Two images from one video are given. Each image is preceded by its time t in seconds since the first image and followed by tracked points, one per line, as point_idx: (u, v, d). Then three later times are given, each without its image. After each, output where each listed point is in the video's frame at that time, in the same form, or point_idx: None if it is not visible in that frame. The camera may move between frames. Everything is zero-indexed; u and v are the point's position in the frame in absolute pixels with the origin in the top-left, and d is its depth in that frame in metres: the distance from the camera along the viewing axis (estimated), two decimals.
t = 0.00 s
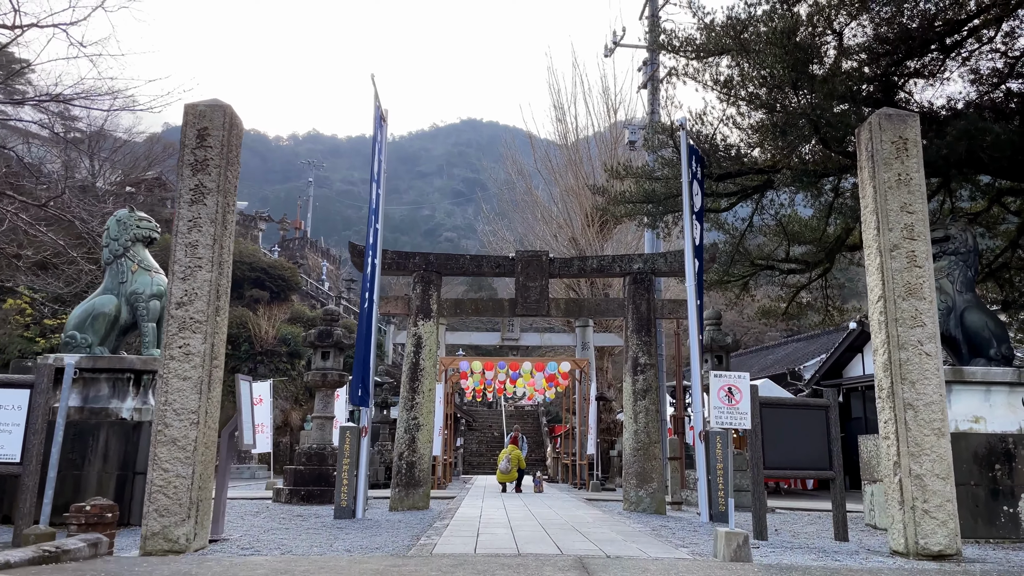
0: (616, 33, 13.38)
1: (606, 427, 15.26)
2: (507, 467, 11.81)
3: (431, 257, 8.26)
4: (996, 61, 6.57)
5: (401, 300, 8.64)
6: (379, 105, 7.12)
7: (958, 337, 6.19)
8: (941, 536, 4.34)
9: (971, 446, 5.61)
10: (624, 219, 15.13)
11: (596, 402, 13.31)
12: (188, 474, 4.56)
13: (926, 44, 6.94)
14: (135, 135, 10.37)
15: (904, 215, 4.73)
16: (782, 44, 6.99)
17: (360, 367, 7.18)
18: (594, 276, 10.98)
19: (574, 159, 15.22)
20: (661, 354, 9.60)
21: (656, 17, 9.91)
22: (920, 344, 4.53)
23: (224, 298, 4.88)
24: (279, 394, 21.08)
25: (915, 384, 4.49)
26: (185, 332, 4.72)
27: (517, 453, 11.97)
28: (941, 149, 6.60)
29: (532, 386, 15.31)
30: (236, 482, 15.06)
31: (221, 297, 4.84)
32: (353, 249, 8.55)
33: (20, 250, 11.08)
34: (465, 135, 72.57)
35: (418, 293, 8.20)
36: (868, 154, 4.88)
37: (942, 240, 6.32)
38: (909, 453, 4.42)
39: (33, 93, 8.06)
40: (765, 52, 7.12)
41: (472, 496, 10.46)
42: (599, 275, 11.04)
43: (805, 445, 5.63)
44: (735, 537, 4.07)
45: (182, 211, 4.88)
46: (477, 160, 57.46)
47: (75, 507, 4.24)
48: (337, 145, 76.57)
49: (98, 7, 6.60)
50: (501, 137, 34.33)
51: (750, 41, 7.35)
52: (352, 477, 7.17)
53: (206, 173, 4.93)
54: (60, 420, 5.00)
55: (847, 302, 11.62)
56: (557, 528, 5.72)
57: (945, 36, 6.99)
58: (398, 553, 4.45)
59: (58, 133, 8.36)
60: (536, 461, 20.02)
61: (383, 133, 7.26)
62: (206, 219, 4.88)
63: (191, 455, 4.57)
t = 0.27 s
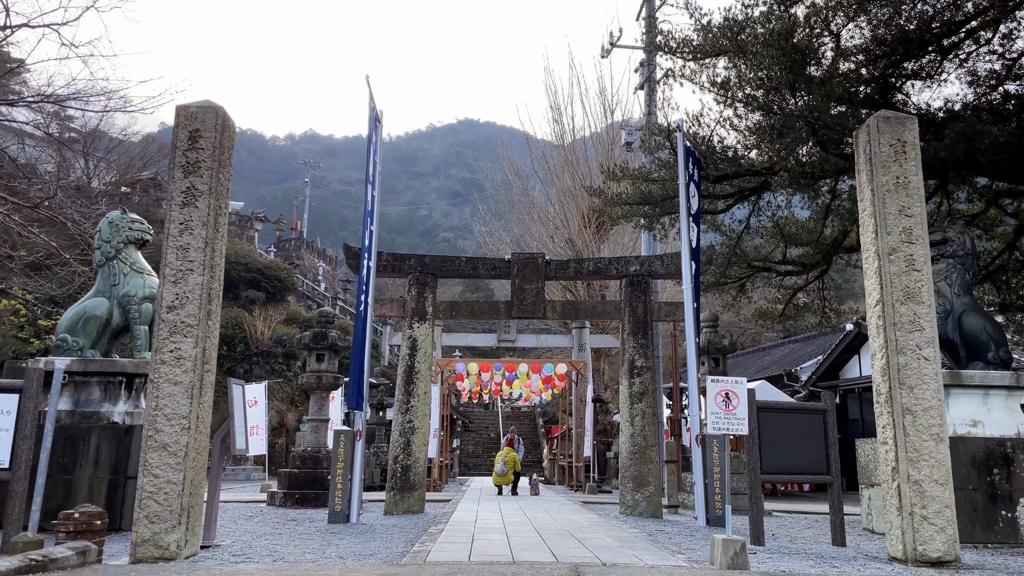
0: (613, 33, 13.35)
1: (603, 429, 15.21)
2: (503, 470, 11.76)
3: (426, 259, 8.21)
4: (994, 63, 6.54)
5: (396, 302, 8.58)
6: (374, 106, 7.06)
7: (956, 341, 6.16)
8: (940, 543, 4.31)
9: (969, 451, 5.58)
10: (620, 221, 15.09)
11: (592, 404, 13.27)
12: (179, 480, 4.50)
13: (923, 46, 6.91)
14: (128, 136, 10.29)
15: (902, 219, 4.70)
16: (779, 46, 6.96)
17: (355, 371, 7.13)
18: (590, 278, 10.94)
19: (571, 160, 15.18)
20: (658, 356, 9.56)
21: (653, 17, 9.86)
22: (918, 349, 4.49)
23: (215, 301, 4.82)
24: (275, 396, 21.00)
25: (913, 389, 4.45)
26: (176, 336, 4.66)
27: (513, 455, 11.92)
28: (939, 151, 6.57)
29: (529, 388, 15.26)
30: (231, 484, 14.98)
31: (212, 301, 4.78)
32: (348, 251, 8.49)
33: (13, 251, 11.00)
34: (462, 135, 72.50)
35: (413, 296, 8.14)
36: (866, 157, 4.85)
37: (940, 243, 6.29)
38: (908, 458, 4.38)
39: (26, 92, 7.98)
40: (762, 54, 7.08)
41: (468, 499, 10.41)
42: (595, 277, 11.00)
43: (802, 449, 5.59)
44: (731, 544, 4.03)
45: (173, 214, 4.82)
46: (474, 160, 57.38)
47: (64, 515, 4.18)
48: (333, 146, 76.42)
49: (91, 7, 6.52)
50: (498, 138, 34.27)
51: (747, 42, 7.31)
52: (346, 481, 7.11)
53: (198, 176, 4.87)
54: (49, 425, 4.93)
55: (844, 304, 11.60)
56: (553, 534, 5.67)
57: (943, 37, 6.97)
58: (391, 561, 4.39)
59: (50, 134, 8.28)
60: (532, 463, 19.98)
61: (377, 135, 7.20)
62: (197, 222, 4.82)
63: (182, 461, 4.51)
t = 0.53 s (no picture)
0: (611, 35, 13.35)
1: (600, 431, 15.20)
2: (500, 472, 11.75)
3: (424, 261, 8.19)
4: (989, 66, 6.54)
5: (394, 304, 8.56)
6: (371, 107, 7.04)
7: (953, 344, 6.17)
8: (938, 547, 4.30)
9: (966, 454, 5.58)
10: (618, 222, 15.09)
11: (590, 406, 13.26)
12: (174, 483, 4.47)
13: (921, 48, 6.91)
14: (126, 136, 10.24)
15: (900, 223, 4.69)
16: (777, 49, 6.95)
17: (352, 373, 7.11)
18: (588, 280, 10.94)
19: (568, 162, 15.19)
20: (655, 358, 9.55)
21: (651, 19, 9.86)
22: (916, 353, 4.49)
23: (211, 304, 4.79)
24: (272, 397, 20.94)
25: (911, 392, 4.45)
26: (172, 339, 4.63)
27: (510, 457, 11.91)
28: (937, 154, 6.58)
29: (526, 390, 15.25)
30: (227, 486, 14.93)
31: (209, 304, 4.76)
32: (346, 253, 8.47)
33: (9, 252, 10.94)
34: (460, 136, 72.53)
35: (410, 298, 8.12)
36: (864, 160, 4.84)
37: (938, 246, 6.30)
38: (905, 462, 4.37)
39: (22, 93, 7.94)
40: (760, 56, 7.08)
41: (465, 501, 10.39)
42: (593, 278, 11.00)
43: (800, 452, 5.59)
44: (729, 549, 4.02)
45: (169, 216, 4.80)
46: (471, 161, 57.38)
47: (58, 519, 4.16)
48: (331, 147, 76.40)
49: (88, 9, 6.49)
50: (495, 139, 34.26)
51: (745, 45, 7.31)
52: (342, 484, 7.09)
53: (194, 178, 4.85)
54: (45, 428, 4.91)
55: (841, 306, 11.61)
56: (550, 537, 5.66)
57: (941, 40, 6.97)
58: (387, 565, 4.37)
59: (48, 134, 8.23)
60: (529, 465, 19.96)
61: (375, 137, 7.19)
62: (194, 224, 4.80)
63: (178, 464, 4.49)
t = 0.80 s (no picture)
0: (608, 39, 13.36)
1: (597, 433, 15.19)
2: (497, 475, 11.74)
3: (421, 265, 8.19)
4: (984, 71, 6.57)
5: (391, 307, 8.55)
6: (369, 111, 7.04)
7: (949, 349, 6.18)
8: (934, 552, 4.32)
9: (962, 459, 5.60)
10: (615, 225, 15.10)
11: (587, 409, 13.26)
12: (171, 489, 4.46)
13: (916, 53, 6.94)
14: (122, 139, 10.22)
15: (896, 228, 4.71)
16: (774, 53, 6.97)
17: (349, 377, 7.10)
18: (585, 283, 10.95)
19: (566, 164, 15.20)
20: (651, 361, 9.57)
21: (648, 24, 9.89)
22: (912, 358, 4.51)
23: (208, 309, 4.79)
24: (268, 399, 20.89)
25: (907, 398, 4.46)
26: (168, 344, 4.63)
27: (507, 461, 11.90)
28: (933, 159, 6.61)
29: (523, 393, 15.26)
30: (224, 489, 14.91)
31: (205, 309, 4.75)
32: (342, 257, 8.47)
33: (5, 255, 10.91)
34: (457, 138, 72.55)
35: (407, 301, 8.12)
36: (860, 165, 4.86)
37: (933, 251, 6.32)
38: (901, 468, 4.39)
39: (19, 95, 7.92)
40: (757, 61, 7.10)
41: (462, 505, 10.38)
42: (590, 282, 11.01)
43: (796, 457, 5.60)
44: (725, 554, 4.02)
45: (166, 221, 4.80)
46: (468, 163, 57.38)
47: (54, 525, 4.15)
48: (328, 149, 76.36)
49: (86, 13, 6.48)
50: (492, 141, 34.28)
51: (742, 49, 7.33)
52: (339, 488, 7.08)
53: (191, 183, 4.85)
54: (41, 434, 4.88)
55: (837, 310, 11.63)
56: (546, 542, 5.66)
57: (936, 45, 6.99)
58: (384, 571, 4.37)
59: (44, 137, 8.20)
60: (526, 467, 19.96)
61: (372, 141, 7.19)
62: (191, 229, 4.79)
63: (174, 469, 4.48)
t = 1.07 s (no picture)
0: (606, 39, 13.35)
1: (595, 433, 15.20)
2: (494, 475, 11.74)
3: (418, 264, 8.19)
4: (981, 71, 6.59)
5: (388, 307, 8.54)
6: (366, 111, 7.04)
7: (946, 349, 6.20)
8: (930, 552, 4.33)
9: (959, 459, 5.61)
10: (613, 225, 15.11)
11: (584, 409, 13.25)
12: (168, 489, 4.45)
13: (914, 54, 6.96)
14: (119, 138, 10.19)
15: (893, 228, 4.72)
16: (772, 53, 6.98)
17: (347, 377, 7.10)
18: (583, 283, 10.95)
19: (563, 164, 15.21)
20: (649, 361, 9.56)
21: (646, 24, 9.89)
22: (909, 358, 4.52)
23: (205, 309, 4.77)
24: (265, 399, 20.87)
25: (904, 398, 4.47)
26: (165, 343, 4.62)
27: (504, 460, 11.90)
28: (930, 159, 6.62)
29: (521, 393, 15.27)
30: (221, 489, 14.89)
31: (202, 308, 4.74)
32: (340, 256, 8.45)
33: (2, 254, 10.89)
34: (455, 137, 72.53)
35: (405, 301, 8.12)
36: (857, 166, 4.87)
37: (930, 251, 6.33)
38: (898, 467, 4.40)
39: (14, 94, 7.89)
40: (754, 61, 7.10)
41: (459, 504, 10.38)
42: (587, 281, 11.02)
43: (793, 456, 5.61)
44: (722, 554, 4.03)
45: (163, 221, 4.79)
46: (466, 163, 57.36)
47: (51, 525, 4.14)
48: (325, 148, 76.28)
49: (83, 12, 6.45)
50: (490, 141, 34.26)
51: (739, 49, 7.33)
52: (336, 488, 7.08)
53: (188, 182, 4.84)
54: (37, 433, 4.85)
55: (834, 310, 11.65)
56: (544, 542, 5.66)
57: (933, 46, 7.01)
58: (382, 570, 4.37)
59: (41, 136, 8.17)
60: (523, 467, 19.96)
61: (370, 140, 7.18)
62: (188, 229, 4.78)
63: (171, 469, 4.47)
